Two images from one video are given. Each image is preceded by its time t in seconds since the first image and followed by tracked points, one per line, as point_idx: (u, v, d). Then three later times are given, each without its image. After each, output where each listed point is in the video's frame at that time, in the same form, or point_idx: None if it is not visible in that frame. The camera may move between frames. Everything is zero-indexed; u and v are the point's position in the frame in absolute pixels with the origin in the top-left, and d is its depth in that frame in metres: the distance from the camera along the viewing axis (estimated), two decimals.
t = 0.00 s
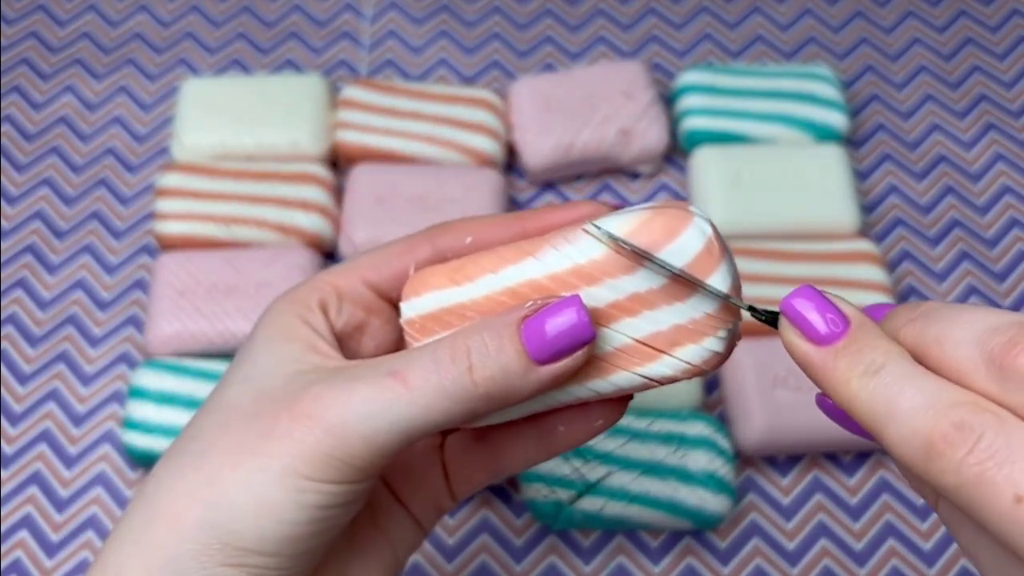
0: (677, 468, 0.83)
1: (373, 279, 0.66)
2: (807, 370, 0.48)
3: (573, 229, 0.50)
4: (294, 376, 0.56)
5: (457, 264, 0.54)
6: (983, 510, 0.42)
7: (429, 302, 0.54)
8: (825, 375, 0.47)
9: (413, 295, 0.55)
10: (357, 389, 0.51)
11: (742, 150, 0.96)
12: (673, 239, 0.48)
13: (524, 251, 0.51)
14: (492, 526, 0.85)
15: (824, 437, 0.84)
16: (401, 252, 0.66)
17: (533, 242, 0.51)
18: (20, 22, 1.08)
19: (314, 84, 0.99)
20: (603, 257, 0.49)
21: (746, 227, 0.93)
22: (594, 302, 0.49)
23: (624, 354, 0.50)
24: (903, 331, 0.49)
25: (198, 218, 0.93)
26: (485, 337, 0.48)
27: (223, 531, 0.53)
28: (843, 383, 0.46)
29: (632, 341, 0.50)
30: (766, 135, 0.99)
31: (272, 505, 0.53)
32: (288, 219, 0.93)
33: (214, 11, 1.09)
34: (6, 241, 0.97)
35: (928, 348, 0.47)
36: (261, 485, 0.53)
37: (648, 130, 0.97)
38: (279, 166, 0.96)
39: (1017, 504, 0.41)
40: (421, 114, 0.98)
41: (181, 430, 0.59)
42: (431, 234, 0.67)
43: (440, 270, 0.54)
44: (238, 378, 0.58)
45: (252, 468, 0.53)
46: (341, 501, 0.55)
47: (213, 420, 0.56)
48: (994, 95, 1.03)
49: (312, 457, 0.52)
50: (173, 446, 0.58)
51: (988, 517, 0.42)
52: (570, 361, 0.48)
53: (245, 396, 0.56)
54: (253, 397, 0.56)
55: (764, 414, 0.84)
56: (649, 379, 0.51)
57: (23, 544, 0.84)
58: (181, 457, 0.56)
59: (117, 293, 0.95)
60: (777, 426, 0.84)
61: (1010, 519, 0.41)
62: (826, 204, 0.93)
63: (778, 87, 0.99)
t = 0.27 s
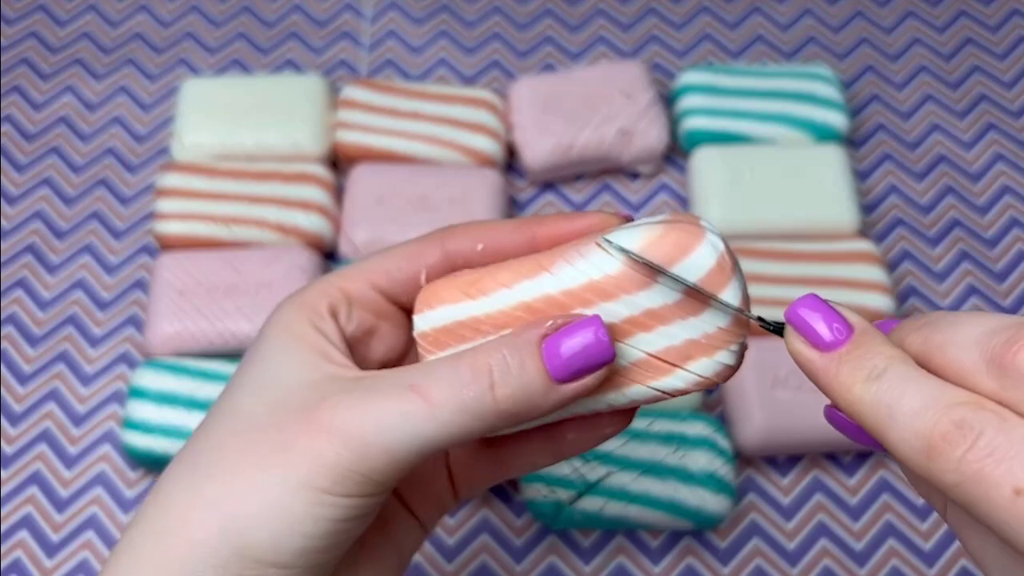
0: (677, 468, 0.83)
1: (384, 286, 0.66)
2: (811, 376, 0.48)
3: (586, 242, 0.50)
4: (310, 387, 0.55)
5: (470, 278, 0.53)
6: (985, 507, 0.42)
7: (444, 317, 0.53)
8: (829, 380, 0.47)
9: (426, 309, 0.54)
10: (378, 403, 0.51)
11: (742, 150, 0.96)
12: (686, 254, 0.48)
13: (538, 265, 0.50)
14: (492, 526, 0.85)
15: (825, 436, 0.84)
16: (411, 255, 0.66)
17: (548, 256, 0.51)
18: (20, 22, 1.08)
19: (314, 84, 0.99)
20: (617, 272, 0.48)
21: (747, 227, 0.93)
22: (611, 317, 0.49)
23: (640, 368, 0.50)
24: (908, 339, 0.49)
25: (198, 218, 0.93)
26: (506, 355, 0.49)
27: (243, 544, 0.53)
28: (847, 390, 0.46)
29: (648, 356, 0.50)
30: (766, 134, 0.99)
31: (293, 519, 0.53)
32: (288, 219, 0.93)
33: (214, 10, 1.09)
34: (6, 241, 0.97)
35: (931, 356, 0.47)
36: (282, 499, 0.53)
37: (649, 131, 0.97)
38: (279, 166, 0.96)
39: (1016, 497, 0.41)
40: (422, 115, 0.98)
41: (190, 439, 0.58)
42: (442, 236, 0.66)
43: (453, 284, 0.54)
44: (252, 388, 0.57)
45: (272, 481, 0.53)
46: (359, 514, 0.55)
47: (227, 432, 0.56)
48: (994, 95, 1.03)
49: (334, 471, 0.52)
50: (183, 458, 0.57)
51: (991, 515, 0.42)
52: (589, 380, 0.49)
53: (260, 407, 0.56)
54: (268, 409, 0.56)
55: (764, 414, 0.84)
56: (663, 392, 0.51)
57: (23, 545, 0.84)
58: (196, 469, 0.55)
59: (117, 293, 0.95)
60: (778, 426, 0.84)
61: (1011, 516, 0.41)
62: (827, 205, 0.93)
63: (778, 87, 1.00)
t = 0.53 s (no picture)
0: (678, 468, 0.83)
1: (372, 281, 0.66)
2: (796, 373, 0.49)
3: (583, 240, 0.50)
4: (315, 393, 0.55)
5: (465, 278, 0.53)
6: (961, 511, 0.41)
7: (444, 318, 0.53)
8: (815, 378, 0.47)
9: (424, 309, 0.54)
10: (388, 408, 0.51)
11: (742, 150, 0.96)
12: (684, 252, 0.48)
13: (536, 264, 0.50)
14: (492, 526, 0.85)
15: (825, 436, 0.84)
16: (397, 252, 0.66)
17: (544, 254, 0.51)
18: (20, 22, 1.08)
19: (314, 84, 0.99)
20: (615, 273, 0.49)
21: (747, 227, 0.93)
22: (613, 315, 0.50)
23: (640, 360, 0.51)
24: (903, 338, 0.50)
25: (198, 218, 0.93)
26: (513, 348, 0.49)
27: (263, 554, 0.52)
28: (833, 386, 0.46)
29: (648, 349, 0.51)
30: (766, 135, 0.99)
31: (311, 526, 0.53)
32: (288, 219, 0.93)
33: (214, 10, 1.09)
34: (6, 241, 0.97)
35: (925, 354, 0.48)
36: (298, 508, 0.52)
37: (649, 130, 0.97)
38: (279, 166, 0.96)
39: (989, 503, 0.40)
40: (421, 114, 0.98)
41: (192, 451, 0.57)
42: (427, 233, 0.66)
43: (450, 283, 0.53)
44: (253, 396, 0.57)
45: (289, 490, 0.52)
46: (373, 516, 0.55)
47: (233, 443, 0.55)
48: (994, 95, 1.03)
49: (350, 476, 0.52)
50: (187, 472, 0.56)
51: (965, 520, 0.41)
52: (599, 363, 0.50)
53: (264, 415, 0.55)
54: (274, 416, 0.55)
55: (764, 414, 0.84)
56: (661, 380, 0.53)
57: (23, 545, 0.84)
58: (204, 483, 0.55)
59: (117, 293, 0.95)
60: (778, 426, 0.84)
61: (985, 520, 0.40)
62: (828, 205, 0.93)
63: (778, 87, 0.99)
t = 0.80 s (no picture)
0: (678, 468, 0.83)
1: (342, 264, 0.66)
2: (832, 357, 0.50)
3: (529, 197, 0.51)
4: (276, 363, 0.57)
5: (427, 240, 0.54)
6: None
7: (400, 282, 0.55)
8: (869, 371, 0.48)
9: (384, 276, 0.55)
10: (339, 368, 0.53)
11: (742, 150, 0.96)
12: (628, 196, 0.49)
13: (485, 224, 0.52)
14: (492, 526, 0.85)
15: (827, 437, 0.84)
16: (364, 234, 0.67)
17: (493, 214, 0.52)
18: (20, 22, 1.08)
19: (314, 84, 0.99)
20: (561, 223, 0.49)
21: (748, 227, 0.93)
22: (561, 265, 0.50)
23: (591, 313, 0.51)
24: (959, 325, 0.54)
25: (199, 218, 0.93)
26: (462, 304, 0.50)
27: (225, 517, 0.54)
28: (894, 384, 0.47)
29: (598, 301, 0.51)
30: (766, 135, 0.99)
31: (271, 487, 0.54)
32: (289, 219, 0.93)
33: (214, 11, 1.09)
34: (6, 241, 0.97)
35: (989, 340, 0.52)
36: (259, 468, 0.54)
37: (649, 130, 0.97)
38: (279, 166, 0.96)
39: None
40: (422, 114, 0.98)
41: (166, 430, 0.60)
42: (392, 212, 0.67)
43: (409, 253, 0.55)
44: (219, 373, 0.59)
45: (248, 455, 0.54)
46: (339, 482, 0.56)
47: (200, 415, 0.57)
48: (994, 95, 1.03)
49: (305, 435, 0.53)
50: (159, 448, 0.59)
51: None
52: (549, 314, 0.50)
53: (228, 387, 0.57)
54: (236, 388, 0.57)
55: (765, 415, 0.84)
56: (616, 334, 0.52)
57: (23, 545, 0.84)
58: (171, 454, 0.57)
59: (117, 293, 0.95)
60: (780, 427, 0.84)
61: None
62: (827, 204, 0.93)
63: (778, 87, 0.99)
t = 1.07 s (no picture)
0: (678, 468, 0.83)
1: (334, 266, 0.66)
2: (827, 366, 0.49)
3: (563, 228, 0.48)
4: (295, 397, 0.55)
5: (443, 276, 0.52)
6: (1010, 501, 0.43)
7: (425, 319, 0.53)
8: (850, 371, 0.47)
9: (405, 312, 0.54)
10: (375, 410, 0.52)
11: (743, 150, 0.96)
12: (674, 231, 0.46)
13: (519, 258, 0.49)
14: (492, 526, 0.85)
15: (827, 436, 0.84)
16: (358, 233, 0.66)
17: (525, 246, 0.49)
18: (20, 22, 1.08)
19: (314, 84, 0.99)
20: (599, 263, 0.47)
21: (747, 228, 0.93)
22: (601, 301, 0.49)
23: (627, 335, 0.52)
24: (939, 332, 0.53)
25: (198, 217, 0.93)
26: (503, 342, 0.50)
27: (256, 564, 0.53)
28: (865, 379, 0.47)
29: (635, 325, 0.51)
30: (766, 135, 0.99)
31: (305, 533, 0.53)
32: (289, 219, 0.93)
33: (214, 11, 1.09)
34: (6, 241, 0.97)
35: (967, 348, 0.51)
36: (291, 516, 0.53)
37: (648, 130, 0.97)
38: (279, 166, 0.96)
39: None
40: (421, 114, 0.98)
41: (166, 460, 0.57)
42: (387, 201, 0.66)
43: (427, 281, 0.53)
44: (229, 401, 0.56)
45: (267, 492, 0.53)
46: (364, 521, 0.56)
47: (214, 451, 0.55)
48: (993, 95, 1.03)
49: (340, 483, 0.53)
50: (163, 482, 0.56)
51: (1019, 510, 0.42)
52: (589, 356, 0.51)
53: (244, 422, 0.55)
54: (254, 422, 0.55)
55: (765, 415, 0.84)
56: (643, 346, 0.54)
57: (23, 545, 0.84)
58: (186, 493, 0.54)
59: (117, 293, 0.95)
60: (779, 426, 0.84)
61: None
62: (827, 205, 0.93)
63: (778, 87, 1.00)
